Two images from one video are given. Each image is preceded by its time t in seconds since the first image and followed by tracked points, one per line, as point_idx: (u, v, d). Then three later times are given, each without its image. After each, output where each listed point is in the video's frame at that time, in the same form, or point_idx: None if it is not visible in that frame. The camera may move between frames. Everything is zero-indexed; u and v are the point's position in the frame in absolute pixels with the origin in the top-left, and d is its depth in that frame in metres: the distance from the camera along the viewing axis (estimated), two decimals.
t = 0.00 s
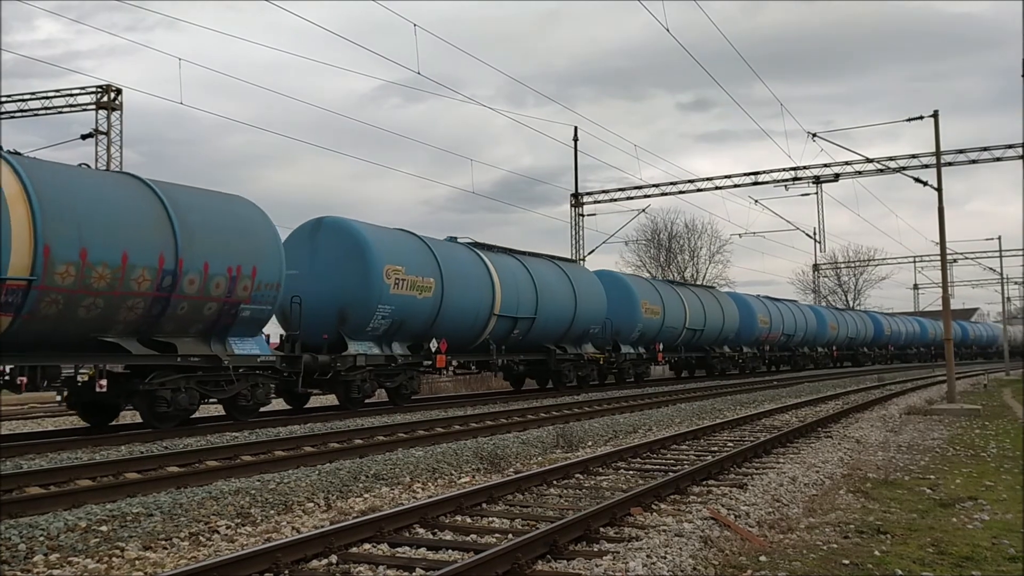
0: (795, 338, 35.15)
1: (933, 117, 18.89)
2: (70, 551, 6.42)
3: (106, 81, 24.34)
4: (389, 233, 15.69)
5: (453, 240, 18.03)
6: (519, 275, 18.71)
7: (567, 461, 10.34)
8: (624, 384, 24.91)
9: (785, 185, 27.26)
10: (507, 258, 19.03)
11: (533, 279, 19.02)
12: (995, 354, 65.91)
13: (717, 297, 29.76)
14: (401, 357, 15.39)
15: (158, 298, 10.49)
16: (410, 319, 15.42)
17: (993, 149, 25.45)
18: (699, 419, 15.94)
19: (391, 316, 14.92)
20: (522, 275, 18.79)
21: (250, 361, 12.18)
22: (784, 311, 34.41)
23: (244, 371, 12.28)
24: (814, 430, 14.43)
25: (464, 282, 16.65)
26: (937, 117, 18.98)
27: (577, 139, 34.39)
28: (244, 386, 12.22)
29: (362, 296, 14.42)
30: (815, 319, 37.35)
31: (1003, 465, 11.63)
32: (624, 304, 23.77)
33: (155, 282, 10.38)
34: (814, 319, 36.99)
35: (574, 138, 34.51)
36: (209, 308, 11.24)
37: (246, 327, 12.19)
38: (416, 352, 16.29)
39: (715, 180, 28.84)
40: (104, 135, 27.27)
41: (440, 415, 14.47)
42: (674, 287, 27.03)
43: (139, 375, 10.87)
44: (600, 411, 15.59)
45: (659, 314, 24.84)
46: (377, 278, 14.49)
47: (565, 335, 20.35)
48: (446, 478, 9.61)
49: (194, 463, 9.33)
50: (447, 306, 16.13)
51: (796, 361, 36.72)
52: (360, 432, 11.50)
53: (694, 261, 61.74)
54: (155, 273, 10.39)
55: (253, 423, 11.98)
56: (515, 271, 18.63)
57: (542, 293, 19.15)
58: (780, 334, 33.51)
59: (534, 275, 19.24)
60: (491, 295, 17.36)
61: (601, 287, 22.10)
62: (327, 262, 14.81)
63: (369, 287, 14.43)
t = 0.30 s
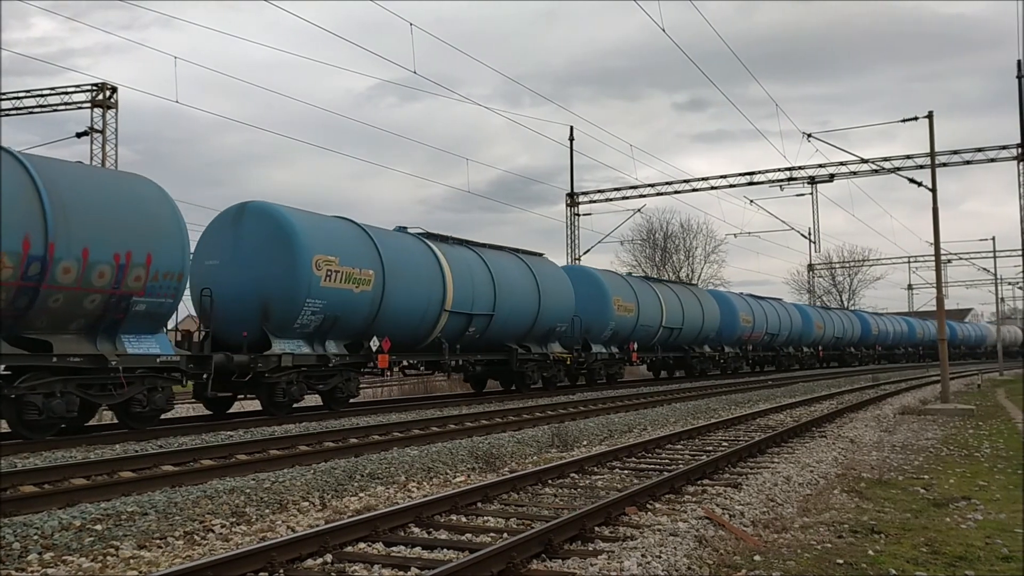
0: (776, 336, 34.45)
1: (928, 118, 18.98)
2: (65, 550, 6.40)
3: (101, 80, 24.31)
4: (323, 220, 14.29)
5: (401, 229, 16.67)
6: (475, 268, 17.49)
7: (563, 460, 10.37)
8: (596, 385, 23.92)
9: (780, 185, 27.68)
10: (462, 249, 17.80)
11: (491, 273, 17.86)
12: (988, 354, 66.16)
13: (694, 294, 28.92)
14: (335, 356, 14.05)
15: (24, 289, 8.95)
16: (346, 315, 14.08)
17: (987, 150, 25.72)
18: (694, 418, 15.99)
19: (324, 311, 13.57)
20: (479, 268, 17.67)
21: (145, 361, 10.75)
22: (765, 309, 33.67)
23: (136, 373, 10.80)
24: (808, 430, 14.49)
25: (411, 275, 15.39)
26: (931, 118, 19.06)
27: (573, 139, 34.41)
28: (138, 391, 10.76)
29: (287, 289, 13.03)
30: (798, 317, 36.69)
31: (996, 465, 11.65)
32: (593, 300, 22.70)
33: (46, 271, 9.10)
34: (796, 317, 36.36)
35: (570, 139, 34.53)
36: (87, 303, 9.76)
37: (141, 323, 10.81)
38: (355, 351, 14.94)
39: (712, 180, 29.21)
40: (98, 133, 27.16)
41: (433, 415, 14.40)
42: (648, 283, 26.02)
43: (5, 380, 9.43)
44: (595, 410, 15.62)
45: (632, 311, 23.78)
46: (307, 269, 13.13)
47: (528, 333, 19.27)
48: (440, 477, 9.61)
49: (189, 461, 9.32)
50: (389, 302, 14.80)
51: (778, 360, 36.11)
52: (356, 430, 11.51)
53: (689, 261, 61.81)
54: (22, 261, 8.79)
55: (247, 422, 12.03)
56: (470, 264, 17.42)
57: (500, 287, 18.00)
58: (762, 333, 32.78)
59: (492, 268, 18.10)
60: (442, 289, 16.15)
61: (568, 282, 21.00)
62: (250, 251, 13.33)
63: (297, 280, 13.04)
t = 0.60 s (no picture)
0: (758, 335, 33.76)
1: (923, 119, 19.03)
2: (60, 549, 6.39)
3: (98, 79, 24.32)
4: (242, 205, 12.98)
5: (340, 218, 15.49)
6: (425, 260, 16.36)
7: (558, 460, 10.38)
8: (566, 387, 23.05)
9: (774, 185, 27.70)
10: (411, 240, 16.68)
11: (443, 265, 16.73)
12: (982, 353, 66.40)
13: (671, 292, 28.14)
14: (254, 355, 12.73)
15: None
16: (267, 311, 12.76)
17: (982, 150, 25.86)
18: (689, 418, 16.02)
19: (240, 305, 12.28)
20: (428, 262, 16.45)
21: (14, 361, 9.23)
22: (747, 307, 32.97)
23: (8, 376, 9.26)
24: (803, 430, 14.54)
25: (347, 266, 14.17)
26: (926, 118, 19.12)
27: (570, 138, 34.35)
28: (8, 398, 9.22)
29: (195, 281, 11.71)
30: (781, 315, 36.05)
31: (990, 465, 11.66)
32: (560, 297, 21.74)
33: None
34: (779, 316, 35.71)
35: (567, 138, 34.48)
36: None
37: (7, 318, 9.38)
38: (284, 350, 13.66)
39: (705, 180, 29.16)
40: (93, 130, 27.08)
41: (428, 414, 14.33)
42: (621, 280, 25.12)
43: None
44: (591, 410, 15.62)
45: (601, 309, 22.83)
46: (217, 258, 11.81)
47: (488, 331, 18.26)
48: (436, 477, 9.60)
49: (185, 460, 9.30)
50: (320, 296, 13.54)
51: (762, 360, 35.53)
52: (350, 429, 11.50)
53: (685, 260, 61.84)
54: None
55: (242, 421, 11.98)
56: (419, 256, 16.32)
57: (454, 281, 16.90)
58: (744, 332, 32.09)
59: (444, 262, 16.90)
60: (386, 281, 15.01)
61: (530, 276, 19.95)
62: (154, 239, 11.96)
63: (206, 270, 11.71)
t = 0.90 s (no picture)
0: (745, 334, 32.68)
1: (923, 116, 19.04)
2: (58, 548, 6.38)
3: (96, 78, 24.25)
4: (150, 183, 11.48)
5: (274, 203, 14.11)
6: (370, 251, 14.96)
7: (556, 459, 10.37)
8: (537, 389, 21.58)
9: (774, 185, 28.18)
10: (357, 229, 15.30)
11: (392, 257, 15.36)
12: (981, 353, 66.47)
13: (653, 287, 26.84)
14: (159, 355, 11.30)
15: None
16: (173, 304, 11.27)
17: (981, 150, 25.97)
18: (687, 417, 16.02)
19: (139, 299, 10.81)
20: (375, 252, 15.11)
21: None
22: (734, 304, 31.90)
23: None
24: (802, 429, 14.50)
25: (273, 257, 12.76)
26: (927, 116, 19.10)
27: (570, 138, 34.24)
28: None
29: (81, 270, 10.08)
30: (770, 314, 35.03)
31: (987, 465, 11.67)
32: (529, 293, 20.44)
33: None
34: (768, 314, 34.69)
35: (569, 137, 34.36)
36: None
37: None
38: (198, 350, 12.31)
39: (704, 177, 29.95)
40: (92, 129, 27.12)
41: (428, 413, 14.36)
42: (597, 275, 23.81)
43: None
44: (589, 409, 15.58)
45: (574, 305, 21.47)
46: (111, 244, 10.26)
47: (445, 329, 16.90)
48: (435, 476, 9.59)
49: (184, 459, 9.28)
50: (238, 287, 12.12)
51: (749, 360, 34.51)
52: (351, 428, 11.49)
53: (684, 260, 61.78)
54: None
55: (242, 420, 11.92)
56: (364, 247, 14.91)
57: (403, 274, 15.51)
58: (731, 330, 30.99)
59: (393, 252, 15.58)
60: (323, 273, 13.64)
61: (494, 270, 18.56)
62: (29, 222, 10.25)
63: (97, 258, 10.15)
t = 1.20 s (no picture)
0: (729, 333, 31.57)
1: (922, 117, 19.02)
2: (57, 547, 6.38)
3: (93, 77, 24.19)
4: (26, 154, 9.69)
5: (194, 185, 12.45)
6: (305, 240, 13.31)
7: (555, 459, 10.36)
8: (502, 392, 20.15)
9: (775, 184, 28.28)
10: (294, 215, 13.69)
11: (331, 246, 13.74)
12: (981, 353, 66.51)
13: (630, 284, 25.43)
14: (38, 357, 9.64)
15: None
16: (54, 296, 9.62)
17: (980, 150, 26.00)
18: (687, 417, 16.00)
19: (10, 292, 9.18)
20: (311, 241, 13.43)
21: None
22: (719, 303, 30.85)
23: None
24: (801, 429, 14.47)
25: (179, 245, 11.05)
26: (926, 117, 19.08)
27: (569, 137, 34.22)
28: None
29: None
30: (757, 313, 34.03)
31: (987, 464, 11.69)
32: (493, 289, 18.97)
33: None
34: (754, 313, 33.69)
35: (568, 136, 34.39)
36: None
37: None
38: (90, 349, 10.60)
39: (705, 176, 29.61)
40: (93, 129, 27.17)
41: (428, 412, 14.46)
42: (570, 269, 22.38)
43: None
44: (588, 409, 15.55)
45: (541, 302, 20.03)
46: None
47: (394, 327, 15.36)
48: (434, 475, 9.60)
49: (182, 459, 9.27)
50: (135, 279, 10.43)
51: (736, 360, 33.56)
52: (349, 428, 11.48)
53: (683, 259, 61.79)
54: None
55: (239, 420, 11.92)
56: (299, 235, 13.27)
57: (344, 265, 13.89)
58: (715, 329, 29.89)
59: (333, 241, 13.93)
60: (244, 264, 11.98)
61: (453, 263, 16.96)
62: None
63: None
